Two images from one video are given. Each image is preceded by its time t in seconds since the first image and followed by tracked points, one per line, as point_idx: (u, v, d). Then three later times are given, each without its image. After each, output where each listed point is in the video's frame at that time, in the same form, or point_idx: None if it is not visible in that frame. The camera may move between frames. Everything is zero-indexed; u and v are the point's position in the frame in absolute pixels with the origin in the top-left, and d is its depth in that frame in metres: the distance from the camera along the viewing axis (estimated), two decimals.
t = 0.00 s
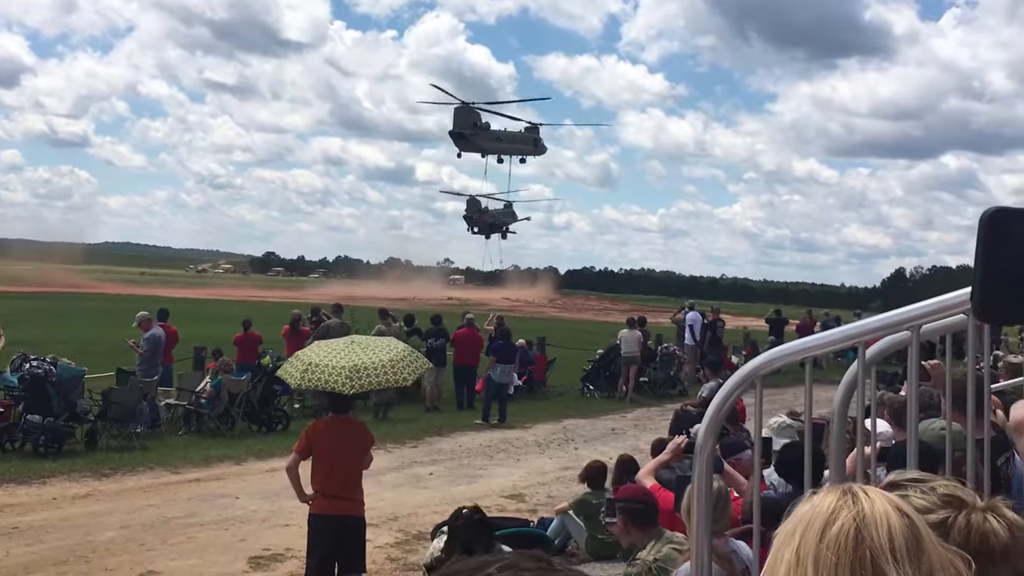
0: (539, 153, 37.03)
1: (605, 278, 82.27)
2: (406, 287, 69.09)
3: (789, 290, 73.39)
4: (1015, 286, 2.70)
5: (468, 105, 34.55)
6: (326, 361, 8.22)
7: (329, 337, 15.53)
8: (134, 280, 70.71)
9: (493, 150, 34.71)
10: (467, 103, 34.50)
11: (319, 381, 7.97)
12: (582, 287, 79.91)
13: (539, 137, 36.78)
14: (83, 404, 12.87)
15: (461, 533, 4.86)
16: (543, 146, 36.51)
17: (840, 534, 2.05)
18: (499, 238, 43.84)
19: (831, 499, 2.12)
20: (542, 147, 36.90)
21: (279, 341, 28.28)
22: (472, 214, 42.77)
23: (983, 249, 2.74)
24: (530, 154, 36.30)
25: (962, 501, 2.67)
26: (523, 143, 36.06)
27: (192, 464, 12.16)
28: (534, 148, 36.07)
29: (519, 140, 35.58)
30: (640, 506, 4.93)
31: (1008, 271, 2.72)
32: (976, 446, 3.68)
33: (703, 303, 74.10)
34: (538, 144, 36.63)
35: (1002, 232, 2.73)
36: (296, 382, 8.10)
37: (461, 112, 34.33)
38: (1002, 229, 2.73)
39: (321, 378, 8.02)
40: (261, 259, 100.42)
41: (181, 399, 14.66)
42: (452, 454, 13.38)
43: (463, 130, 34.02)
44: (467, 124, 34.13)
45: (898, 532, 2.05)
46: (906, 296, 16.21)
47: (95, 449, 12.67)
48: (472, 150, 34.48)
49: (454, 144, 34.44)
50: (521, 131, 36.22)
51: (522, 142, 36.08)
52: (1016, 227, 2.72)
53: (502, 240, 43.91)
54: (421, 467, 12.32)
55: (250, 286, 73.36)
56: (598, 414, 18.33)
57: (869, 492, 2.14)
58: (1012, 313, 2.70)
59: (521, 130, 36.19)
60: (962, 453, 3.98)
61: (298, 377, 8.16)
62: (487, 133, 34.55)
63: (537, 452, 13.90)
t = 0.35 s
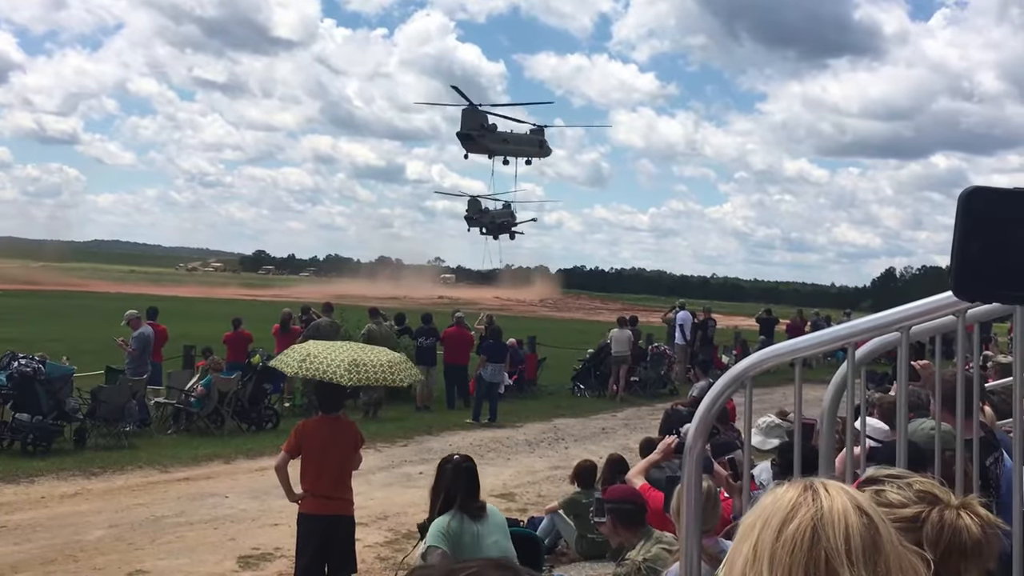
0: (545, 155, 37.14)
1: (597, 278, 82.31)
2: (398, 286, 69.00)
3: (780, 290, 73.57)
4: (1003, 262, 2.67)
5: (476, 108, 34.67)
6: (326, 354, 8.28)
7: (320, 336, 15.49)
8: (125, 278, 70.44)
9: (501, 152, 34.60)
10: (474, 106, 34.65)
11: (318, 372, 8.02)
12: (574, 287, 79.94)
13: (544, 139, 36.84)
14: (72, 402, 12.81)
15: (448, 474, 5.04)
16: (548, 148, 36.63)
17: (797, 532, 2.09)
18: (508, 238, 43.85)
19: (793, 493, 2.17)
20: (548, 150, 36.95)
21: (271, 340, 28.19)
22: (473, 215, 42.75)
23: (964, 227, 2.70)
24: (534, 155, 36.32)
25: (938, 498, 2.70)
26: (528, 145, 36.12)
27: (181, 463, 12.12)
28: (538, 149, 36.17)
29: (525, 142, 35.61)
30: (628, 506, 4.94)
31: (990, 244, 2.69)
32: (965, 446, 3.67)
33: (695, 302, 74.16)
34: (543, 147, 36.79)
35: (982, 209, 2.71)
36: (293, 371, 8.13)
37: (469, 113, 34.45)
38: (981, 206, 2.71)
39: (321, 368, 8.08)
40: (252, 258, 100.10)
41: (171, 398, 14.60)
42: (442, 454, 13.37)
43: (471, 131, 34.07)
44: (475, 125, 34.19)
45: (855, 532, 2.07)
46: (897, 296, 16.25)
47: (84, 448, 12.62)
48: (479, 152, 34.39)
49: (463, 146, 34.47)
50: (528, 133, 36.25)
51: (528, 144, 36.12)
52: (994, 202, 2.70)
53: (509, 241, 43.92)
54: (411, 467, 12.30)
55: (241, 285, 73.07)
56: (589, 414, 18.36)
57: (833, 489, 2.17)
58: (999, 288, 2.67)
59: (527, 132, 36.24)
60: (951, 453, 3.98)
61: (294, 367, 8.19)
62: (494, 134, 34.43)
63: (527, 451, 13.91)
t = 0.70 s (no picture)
0: (554, 152, 36.49)
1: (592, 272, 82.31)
2: (393, 280, 68.94)
3: (775, 286, 73.65)
4: (979, 242, 2.70)
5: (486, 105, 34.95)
6: (333, 350, 8.24)
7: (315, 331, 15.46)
8: (118, 271, 70.26)
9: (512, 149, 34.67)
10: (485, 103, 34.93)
11: (325, 369, 7.98)
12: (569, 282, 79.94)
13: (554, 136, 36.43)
14: (66, 396, 12.78)
15: (466, 426, 4.99)
16: (556, 145, 36.02)
17: (755, 529, 2.10)
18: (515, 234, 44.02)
19: (754, 488, 2.18)
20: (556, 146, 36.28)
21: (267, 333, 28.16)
22: (477, 210, 42.76)
23: (940, 212, 2.73)
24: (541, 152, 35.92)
25: (934, 491, 2.69)
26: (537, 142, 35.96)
27: (175, 457, 12.11)
28: (546, 147, 35.84)
29: (535, 139, 35.46)
30: (622, 500, 4.94)
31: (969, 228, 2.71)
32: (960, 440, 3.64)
33: (690, 297, 74.15)
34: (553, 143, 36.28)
35: (957, 192, 2.74)
36: (298, 365, 8.06)
37: (480, 110, 34.73)
38: (956, 190, 2.73)
39: (329, 367, 8.02)
40: (246, 252, 99.90)
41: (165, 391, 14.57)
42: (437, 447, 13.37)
43: (481, 128, 34.32)
44: (484, 122, 34.43)
45: (814, 526, 2.08)
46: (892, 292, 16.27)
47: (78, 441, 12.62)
48: (489, 149, 34.56)
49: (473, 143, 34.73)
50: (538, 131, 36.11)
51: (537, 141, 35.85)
52: (968, 184, 2.74)
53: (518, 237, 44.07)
54: (405, 461, 12.29)
55: (235, 279, 72.92)
56: (584, 408, 18.39)
57: (791, 481, 2.18)
58: (974, 270, 2.70)
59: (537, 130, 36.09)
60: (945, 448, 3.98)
61: (300, 361, 8.12)
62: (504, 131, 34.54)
63: (521, 445, 13.92)
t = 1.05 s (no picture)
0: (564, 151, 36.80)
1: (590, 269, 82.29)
2: (392, 276, 68.92)
3: (772, 282, 73.66)
4: (949, 233, 2.73)
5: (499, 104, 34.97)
6: (319, 350, 8.16)
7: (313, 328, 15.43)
8: (116, 268, 70.17)
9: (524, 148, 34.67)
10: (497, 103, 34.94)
11: (309, 369, 7.90)
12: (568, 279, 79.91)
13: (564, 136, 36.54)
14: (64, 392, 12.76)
15: (480, 416, 4.97)
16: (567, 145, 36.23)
17: (748, 531, 2.11)
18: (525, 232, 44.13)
19: (745, 488, 2.18)
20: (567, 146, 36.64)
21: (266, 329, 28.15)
22: (485, 208, 42.78)
23: (912, 198, 2.75)
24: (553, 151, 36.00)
25: (949, 482, 2.70)
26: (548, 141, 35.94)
27: (173, 454, 12.10)
28: (557, 146, 35.89)
29: (546, 138, 35.48)
30: (621, 497, 4.95)
31: (939, 219, 2.75)
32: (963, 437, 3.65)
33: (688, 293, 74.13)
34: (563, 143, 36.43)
35: (929, 180, 2.75)
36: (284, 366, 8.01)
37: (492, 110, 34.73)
38: (929, 178, 2.76)
39: (313, 366, 7.95)
40: (244, 248, 99.77)
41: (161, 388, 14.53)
42: (434, 444, 13.38)
43: (494, 127, 34.32)
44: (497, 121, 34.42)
45: (808, 527, 2.09)
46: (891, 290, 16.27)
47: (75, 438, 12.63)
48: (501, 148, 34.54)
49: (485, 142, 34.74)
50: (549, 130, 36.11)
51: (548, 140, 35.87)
52: (940, 173, 2.76)
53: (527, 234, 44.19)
54: (402, 457, 12.29)
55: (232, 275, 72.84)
56: (582, 404, 18.41)
57: (781, 480, 2.18)
58: (941, 259, 2.73)
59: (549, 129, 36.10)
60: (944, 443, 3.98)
61: (287, 361, 8.08)
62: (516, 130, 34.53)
63: (519, 442, 13.92)
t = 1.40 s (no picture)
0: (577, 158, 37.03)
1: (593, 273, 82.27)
2: (395, 281, 68.99)
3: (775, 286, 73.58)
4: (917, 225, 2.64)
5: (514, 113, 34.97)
6: (333, 352, 8.18)
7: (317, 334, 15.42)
8: (120, 275, 70.34)
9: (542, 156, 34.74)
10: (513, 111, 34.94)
11: (323, 370, 7.91)
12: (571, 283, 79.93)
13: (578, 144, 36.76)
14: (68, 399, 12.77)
15: (493, 420, 4.97)
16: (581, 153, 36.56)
17: (756, 544, 2.11)
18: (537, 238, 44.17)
19: (750, 500, 2.18)
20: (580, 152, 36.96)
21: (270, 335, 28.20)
22: (495, 214, 42.84)
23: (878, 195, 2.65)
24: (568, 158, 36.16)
25: (983, 486, 2.71)
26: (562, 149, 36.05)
27: (176, 460, 12.10)
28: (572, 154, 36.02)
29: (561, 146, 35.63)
30: (625, 502, 4.94)
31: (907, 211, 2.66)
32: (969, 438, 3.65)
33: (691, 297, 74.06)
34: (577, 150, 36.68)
35: (893, 176, 2.66)
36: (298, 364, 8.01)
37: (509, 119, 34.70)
38: (893, 169, 2.66)
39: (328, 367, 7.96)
40: (247, 254, 99.98)
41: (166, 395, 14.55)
42: (439, 449, 13.38)
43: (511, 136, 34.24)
44: (515, 130, 34.43)
45: (814, 538, 2.08)
46: (895, 293, 16.26)
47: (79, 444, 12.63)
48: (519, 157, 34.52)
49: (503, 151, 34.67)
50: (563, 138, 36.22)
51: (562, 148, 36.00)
52: (901, 164, 2.66)
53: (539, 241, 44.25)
54: (406, 463, 12.29)
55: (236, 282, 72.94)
56: (586, 409, 18.41)
57: (787, 492, 2.18)
58: (912, 249, 2.63)
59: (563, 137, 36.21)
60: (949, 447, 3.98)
61: (301, 360, 8.08)
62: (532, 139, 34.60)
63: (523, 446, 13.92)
